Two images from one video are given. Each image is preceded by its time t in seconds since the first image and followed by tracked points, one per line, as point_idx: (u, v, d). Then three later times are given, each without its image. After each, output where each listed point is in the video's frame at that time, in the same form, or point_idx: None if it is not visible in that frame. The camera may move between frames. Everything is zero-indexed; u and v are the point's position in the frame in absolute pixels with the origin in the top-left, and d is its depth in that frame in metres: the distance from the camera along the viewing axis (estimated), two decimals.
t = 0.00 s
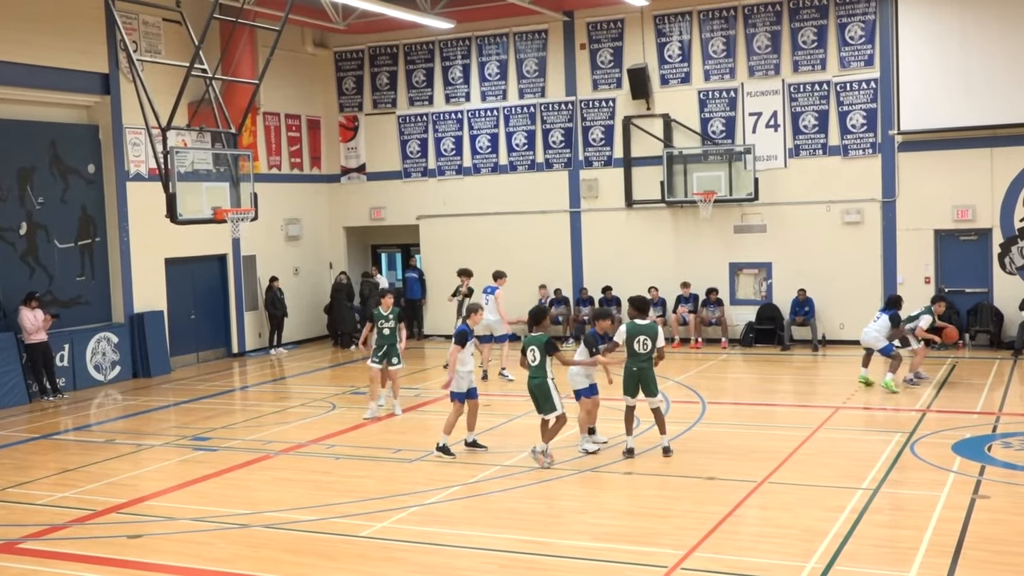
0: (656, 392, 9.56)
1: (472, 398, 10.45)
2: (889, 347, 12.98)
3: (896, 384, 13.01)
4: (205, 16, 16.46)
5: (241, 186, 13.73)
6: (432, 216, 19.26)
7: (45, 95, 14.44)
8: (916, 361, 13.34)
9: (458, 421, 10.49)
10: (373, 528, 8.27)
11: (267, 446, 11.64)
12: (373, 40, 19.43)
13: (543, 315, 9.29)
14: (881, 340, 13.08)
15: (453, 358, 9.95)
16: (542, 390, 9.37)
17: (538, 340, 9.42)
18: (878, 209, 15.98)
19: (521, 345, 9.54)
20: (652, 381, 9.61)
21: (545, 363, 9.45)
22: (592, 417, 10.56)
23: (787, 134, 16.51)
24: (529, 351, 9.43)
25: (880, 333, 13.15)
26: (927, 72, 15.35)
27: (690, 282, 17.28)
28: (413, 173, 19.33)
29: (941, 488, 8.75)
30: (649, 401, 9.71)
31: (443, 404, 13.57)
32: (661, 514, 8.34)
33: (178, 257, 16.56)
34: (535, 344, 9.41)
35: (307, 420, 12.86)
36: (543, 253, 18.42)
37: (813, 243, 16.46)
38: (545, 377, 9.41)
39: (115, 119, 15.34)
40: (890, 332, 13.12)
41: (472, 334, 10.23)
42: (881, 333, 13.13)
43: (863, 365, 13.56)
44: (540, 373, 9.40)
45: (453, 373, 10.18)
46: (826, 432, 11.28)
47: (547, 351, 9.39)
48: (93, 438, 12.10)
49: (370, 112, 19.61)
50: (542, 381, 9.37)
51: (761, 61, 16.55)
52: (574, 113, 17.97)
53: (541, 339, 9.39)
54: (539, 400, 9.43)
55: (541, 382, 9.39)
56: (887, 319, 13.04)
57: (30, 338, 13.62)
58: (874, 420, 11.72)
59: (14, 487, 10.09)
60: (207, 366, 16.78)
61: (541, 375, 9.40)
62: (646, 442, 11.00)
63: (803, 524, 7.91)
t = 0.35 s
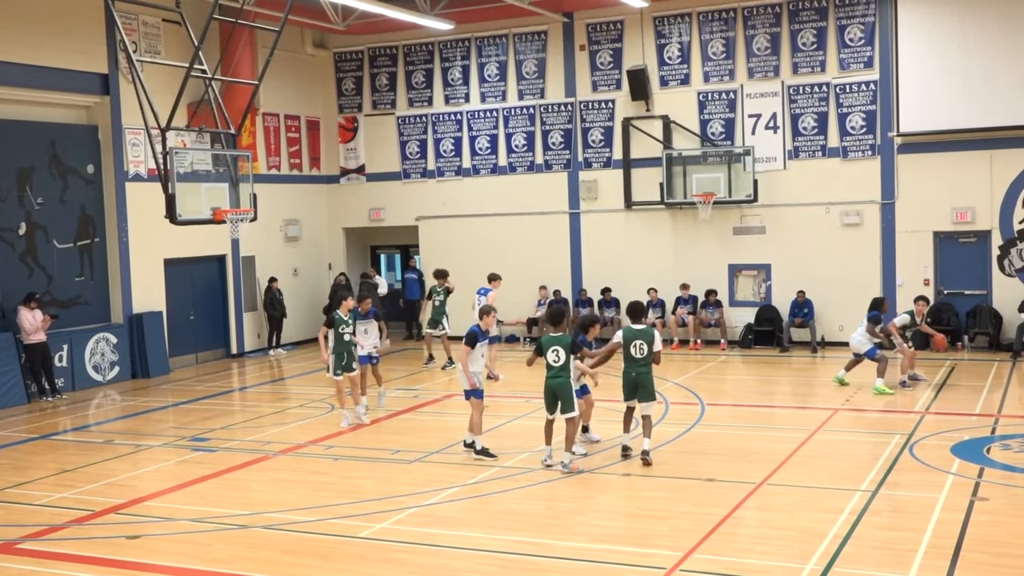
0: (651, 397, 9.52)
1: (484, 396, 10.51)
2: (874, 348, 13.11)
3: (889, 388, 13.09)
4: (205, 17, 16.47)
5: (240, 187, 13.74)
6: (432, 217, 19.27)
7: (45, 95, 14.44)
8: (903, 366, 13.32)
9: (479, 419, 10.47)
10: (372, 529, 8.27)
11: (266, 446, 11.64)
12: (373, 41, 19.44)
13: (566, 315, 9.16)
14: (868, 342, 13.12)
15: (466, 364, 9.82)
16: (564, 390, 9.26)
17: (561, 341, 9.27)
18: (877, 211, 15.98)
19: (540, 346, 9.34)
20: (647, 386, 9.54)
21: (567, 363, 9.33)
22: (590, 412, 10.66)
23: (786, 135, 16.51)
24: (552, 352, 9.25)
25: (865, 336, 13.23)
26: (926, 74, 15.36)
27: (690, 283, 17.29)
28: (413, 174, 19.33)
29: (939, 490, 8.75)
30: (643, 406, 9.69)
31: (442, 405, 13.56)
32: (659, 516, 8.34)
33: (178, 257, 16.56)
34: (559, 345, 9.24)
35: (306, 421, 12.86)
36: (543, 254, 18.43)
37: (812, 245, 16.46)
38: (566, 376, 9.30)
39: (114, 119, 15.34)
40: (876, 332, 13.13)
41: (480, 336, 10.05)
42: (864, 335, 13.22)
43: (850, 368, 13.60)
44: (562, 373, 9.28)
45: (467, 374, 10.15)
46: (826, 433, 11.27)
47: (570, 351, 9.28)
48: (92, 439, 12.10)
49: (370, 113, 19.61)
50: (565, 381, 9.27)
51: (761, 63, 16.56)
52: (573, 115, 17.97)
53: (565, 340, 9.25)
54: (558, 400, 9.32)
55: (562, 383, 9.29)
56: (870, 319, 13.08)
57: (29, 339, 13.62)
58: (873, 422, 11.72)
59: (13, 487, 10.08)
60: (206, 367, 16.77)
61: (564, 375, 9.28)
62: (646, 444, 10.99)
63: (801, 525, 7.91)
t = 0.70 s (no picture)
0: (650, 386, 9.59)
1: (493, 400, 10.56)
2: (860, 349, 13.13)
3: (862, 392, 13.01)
4: (205, 18, 16.48)
5: (240, 188, 13.77)
6: (432, 218, 19.28)
7: (46, 96, 14.45)
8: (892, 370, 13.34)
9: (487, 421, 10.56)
10: (371, 530, 8.26)
11: (266, 448, 11.64)
12: (373, 43, 19.45)
13: (580, 317, 9.24)
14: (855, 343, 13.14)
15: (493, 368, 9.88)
16: (575, 391, 9.34)
17: (573, 342, 9.34)
18: (877, 214, 15.98)
19: (553, 346, 9.45)
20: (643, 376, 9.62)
21: (578, 364, 9.39)
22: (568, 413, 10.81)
23: (787, 137, 16.51)
24: (563, 352, 9.34)
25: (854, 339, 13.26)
26: (926, 76, 15.36)
27: (690, 285, 17.28)
28: (413, 176, 19.34)
29: (939, 493, 8.74)
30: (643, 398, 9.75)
31: (442, 406, 13.56)
32: (658, 518, 8.34)
33: (177, 258, 16.56)
34: (571, 347, 9.33)
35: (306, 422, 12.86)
36: (543, 255, 18.43)
37: (812, 246, 16.47)
38: (577, 378, 9.38)
39: (115, 120, 15.36)
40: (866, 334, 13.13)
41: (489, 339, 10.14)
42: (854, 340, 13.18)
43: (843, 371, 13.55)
44: (573, 374, 9.36)
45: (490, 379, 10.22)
46: (825, 435, 11.27)
47: (582, 354, 9.34)
48: (91, 439, 12.10)
49: (370, 114, 19.62)
50: (575, 383, 9.35)
51: (761, 65, 16.57)
52: (574, 117, 17.98)
53: (578, 342, 9.32)
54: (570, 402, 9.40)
55: (574, 385, 9.35)
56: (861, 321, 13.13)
57: (29, 339, 13.62)
58: (873, 424, 11.71)
59: (12, 488, 10.08)
60: (206, 368, 16.77)
61: (575, 376, 9.37)
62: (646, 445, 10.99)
63: (801, 527, 7.90)
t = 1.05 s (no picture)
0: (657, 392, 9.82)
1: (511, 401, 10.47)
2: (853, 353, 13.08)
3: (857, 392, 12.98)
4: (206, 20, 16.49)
5: (241, 190, 13.78)
6: (433, 220, 19.29)
7: (47, 97, 14.46)
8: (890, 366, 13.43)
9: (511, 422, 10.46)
10: (371, 533, 8.26)
11: (266, 450, 11.63)
12: (374, 46, 19.47)
13: (600, 317, 9.29)
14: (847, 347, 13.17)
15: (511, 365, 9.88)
16: (593, 391, 9.30)
17: (592, 342, 9.34)
18: (877, 217, 15.99)
19: (573, 345, 9.44)
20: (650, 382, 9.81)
21: (597, 364, 9.36)
22: (511, 420, 10.62)
23: (787, 141, 16.52)
24: (583, 351, 9.31)
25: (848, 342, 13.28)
26: (926, 81, 15.38)
27: (690, 288, 17.29)
28: (414, 178, 19.35)
29: (939, 496, 8.74)
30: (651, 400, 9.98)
31: (442, 409, 13.56)
32: (658, 520, 8.34)
33: (178, 260, 16.58)
34: (589, 346, 9.31)
35: (306, 424, 12.86)
36: (543, 258, 18.44)
37: (812, 249, 16.48)
38: (595, 378, 9.34)
39: (116, 122, 15.37)
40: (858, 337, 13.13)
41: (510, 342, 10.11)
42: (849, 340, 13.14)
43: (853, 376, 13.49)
44: (591, 374, 9.32)
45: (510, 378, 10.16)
46: (825, 438, 11.28)
47: (601, 354, 9.34)
48: (91, 441, 12.09)
49: (371, 117, 19.63)
50: (594, 382, 9.30)
51: (762, 68, 16.58)
52: (574, 119, 18.00)
53: (598, 341, 9.32)
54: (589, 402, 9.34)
55: (592, 385, 9.30)
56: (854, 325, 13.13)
57: (29, 341, 13.61)
58: (873, 427, 11.71)
59: (12, 489, 10.08)
60: (207, 370, 16.77)
61: (593, 375, 9.31)
62: (646, 448, 11.01)
63: (802, 531, 7.90)
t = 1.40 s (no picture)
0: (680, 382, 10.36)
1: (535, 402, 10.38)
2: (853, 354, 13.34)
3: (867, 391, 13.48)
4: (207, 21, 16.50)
5: (241, 191, 13.79)
6: (433, 222, 19.29)
7: (48, 99, 14.48)
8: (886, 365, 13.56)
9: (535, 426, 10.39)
10: (371, 534, 8.26)
11: (266, 451, 11.65)
12: (374, 47, 19.47)
13: (607, 318, 9.25)
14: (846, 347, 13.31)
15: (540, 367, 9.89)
16: (602, 392, 9.29)
17: (601, 343, 9.35)
18: (878, 219, 15.98)
19: (580, 346, 9.48)
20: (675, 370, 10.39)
21: (606, 365, 9.38)
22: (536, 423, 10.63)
23: (788, 143, 16.51)
24: (591, 352, 9.37)
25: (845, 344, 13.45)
26: (927, 84, 15.39)
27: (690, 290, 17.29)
28: (414, 180, 19.35)
29: (939, 498, 8.73)
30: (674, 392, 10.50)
31: (442, 410, 13.57)
32: (659, 522, 8.34)
33: (179, 261, 16.59)
34: (597, 347, 9.33)
35: (306, 425, 12.87)
36: (544, 259, 18.44)
37: (813, 251, 16.47)
38: (606, 379, 9.33)
39: (116, 123, 15.38)
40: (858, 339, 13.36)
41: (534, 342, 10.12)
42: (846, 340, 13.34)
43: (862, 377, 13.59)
44: (601, 375, 9.33)
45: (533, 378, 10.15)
46: (826, 440, 11.27)
47: (609, 356, 9.31)
48: (92, 442, 12.10)
49: (372, 118, 19.64)
50: (604, 383, 9.31)
51: (762, 70, 16.58)
52: (575, 121, 18.01)
53: (605, 342, 9.30)
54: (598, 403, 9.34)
55: (602, 386, 9.31)
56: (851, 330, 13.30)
57: (30, 342, 13.62)
58: (874, 429, 11.72)
59: (12, 490, 10.08)
60: (207, 371, 16.77)
61: (603, 377, 9.32)
62: (646, 450, 11.01)
63: (802, 533, 7.89)
